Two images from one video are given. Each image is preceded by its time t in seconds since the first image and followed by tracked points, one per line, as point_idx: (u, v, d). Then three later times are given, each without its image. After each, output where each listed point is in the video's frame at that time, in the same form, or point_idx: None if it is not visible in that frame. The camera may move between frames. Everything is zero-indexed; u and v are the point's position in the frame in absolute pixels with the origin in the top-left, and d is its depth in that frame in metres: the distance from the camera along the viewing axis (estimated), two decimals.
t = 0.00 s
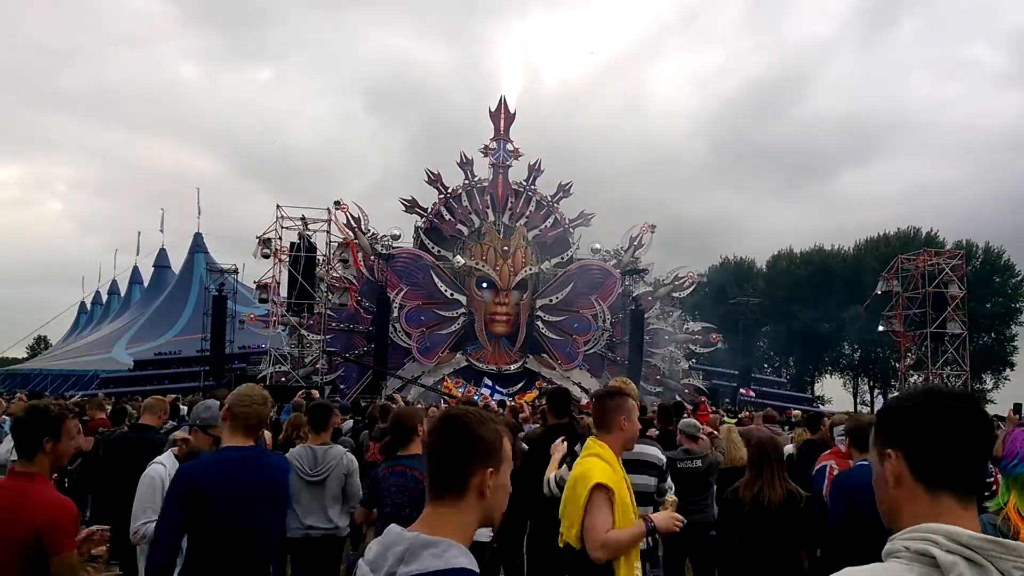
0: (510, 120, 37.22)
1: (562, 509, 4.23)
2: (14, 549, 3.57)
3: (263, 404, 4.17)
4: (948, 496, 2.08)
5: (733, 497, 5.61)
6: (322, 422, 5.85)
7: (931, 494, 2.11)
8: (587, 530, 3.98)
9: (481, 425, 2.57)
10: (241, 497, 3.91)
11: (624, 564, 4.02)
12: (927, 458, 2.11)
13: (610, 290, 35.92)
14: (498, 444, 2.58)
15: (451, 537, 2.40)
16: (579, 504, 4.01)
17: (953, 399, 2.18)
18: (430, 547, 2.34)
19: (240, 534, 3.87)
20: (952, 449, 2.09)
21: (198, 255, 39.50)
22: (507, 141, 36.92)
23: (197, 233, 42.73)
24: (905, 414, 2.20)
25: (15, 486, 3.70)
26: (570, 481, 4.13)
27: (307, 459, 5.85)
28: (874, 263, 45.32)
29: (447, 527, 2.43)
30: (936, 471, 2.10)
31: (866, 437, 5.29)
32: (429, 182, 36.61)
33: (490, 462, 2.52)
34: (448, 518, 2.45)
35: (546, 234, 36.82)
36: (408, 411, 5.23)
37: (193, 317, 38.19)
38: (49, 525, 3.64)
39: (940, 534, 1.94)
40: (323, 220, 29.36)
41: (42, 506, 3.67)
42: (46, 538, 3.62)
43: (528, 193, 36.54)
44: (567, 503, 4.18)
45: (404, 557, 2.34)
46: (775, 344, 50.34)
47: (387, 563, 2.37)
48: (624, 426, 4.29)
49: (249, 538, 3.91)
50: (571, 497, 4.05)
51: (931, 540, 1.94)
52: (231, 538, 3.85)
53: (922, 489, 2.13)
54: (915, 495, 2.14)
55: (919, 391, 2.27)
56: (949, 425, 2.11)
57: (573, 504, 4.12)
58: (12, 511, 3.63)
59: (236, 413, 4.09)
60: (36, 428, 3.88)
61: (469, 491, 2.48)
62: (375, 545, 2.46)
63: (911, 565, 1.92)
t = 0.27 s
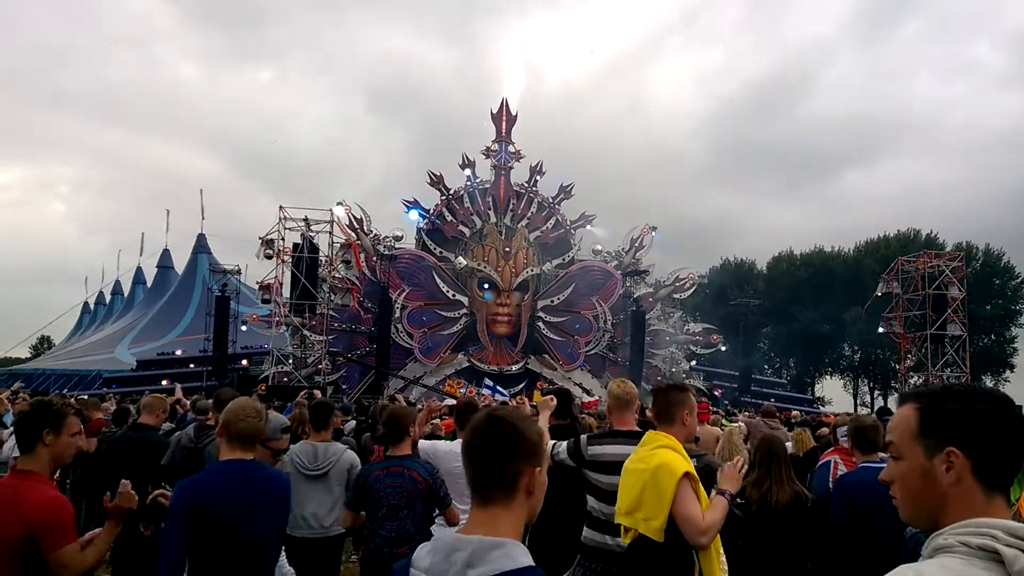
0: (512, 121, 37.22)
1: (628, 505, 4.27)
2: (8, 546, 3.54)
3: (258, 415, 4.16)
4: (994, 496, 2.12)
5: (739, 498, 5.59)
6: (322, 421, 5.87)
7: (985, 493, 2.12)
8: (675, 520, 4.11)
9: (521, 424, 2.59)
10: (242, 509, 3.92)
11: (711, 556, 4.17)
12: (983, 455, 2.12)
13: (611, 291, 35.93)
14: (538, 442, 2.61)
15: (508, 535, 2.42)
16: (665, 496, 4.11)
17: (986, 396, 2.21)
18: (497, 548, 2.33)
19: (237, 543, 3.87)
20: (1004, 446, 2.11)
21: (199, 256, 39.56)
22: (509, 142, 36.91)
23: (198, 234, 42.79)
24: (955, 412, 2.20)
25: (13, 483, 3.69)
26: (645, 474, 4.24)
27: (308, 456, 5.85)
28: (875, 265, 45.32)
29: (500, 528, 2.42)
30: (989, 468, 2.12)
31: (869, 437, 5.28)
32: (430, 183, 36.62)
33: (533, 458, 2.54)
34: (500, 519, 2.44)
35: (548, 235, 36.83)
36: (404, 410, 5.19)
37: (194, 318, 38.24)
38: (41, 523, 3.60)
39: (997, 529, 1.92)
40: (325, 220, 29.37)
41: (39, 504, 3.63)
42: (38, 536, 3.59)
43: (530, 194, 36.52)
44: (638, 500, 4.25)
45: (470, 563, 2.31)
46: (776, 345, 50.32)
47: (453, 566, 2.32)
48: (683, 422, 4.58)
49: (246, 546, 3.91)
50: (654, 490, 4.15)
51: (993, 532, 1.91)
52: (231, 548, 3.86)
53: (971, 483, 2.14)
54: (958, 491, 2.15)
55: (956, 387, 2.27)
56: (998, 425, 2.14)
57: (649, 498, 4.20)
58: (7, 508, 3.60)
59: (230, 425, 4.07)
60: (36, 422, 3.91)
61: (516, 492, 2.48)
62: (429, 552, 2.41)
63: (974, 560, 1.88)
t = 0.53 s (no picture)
0: (514, 120, 37.17)
1: (697, 518, 4.34)
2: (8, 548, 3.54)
3: (254, 398, 4.07)
4: None
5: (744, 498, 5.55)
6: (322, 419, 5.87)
7: (1014, 502, 2.10)
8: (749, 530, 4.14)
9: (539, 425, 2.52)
10: (239, 499, 3.87)
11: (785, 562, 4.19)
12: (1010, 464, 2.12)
13: (614, 291, 35.89)
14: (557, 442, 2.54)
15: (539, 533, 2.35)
16: (738, 508, 4.14)
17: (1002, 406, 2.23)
18: (544, 546, 2.25)
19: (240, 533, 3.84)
20: None
21: (202, 254, 39.63)
22: (511, 141, 36.86)
23: (201, 233, 42.86)
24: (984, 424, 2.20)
25: (12, 490, 3.67)
26: (712, 485, 4.28)
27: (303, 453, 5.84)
28: (879, 265, 45.24)
29: (529, 529, 2.33)
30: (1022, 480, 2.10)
31: (884, 439, 5.24)
32: (432, 182, 36.60)
33: (552, 459, 2.48)
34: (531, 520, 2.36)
35: (550, 235, 36.80)
36: (383, 409, 5.21)
37: (196, 317, 38.31)
38: (43, 525, 3.59)
39: None
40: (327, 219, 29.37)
41: (39, 506, 3.63)
42: (43, 538, 3.58)
43: (532, 193, 36.45)
44: (708, 510, 4.31)
45: (525, 562, 2.21)
46: (779, 346, 50.26)
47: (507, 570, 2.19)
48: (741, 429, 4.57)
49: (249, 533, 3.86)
50: (723, 502, 4.20)
51: None
52: (236, 544, 3.82)
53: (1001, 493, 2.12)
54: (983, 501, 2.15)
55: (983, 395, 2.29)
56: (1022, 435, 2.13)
57: (719, 508, 4.25)
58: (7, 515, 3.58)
59: (232, 417, 4.02)
60: (30, 428, 3.90)
61: (539, 492, 2.39)
62: (463, 553, 2.27)
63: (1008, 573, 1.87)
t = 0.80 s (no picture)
0: (522, 118, 37.16)
1: (763, 514, 4.35)
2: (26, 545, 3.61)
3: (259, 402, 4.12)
4: None
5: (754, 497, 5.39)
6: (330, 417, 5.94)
7: None
8: (816, 531, 4.15)
9: (533, 424, 2.54)
10: (244, 495, 3.89)
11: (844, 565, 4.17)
12: None
13: (620, 289, 35.87)
14: (550, 441, 2.56)
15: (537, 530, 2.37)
16: (805, 506, 4.16)
17: (1016, 404, 2.26)
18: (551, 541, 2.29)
19: (246, 524, 3.86)
20: None
21: (210, 252, 39.83)
22: (518, 139, 36.86)
23: (210, 230, 43.06)
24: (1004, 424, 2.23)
25: (27, 486, 3.73)
26: (780, 482, 4.29)
27: (311, 449, 5.89)
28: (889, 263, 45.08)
29: (530, 526, 2.37)
30: None
31: (905, 438, 5.15)
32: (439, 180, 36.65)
33: (547, 457, 2.50)
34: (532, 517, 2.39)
35: (557, 232, 36.80)
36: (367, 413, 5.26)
37: (205, 314, 38.50)
38: (57, 522, 3.64)
39: None
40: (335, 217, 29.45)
41: (53, 502, 3.67)
42: (58, 534, 3.63)
43: (539, 190, 36.43)
44: (774, 507, 4.32)
45: (537, 561, 2.24)
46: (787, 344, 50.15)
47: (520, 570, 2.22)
48: (810, 428, 4.54)
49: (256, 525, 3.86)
50: (791, 500, 4.21)
51: None
52: (245, 537, 3.83)
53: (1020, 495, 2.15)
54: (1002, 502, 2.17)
55: (1000, 393, 2.32)
56: None
57: (786, 506, 4.26)
58: (22, 512, 3.64)
59: (237, 421, 4.04)
60: (44, 425, 3.95)
61: (536, 490, 2.43)
62: (469, 555, 2.27)
63: None
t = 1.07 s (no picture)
0: (529, 113, 37.09)
1: (818, 508, 4.19)
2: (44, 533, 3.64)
3: (261, 403, 4.12)
4: None
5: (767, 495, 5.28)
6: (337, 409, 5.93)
7: None
8: (866, 529, 3.96)
9: (520, 414, 2.52)
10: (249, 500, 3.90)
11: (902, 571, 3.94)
12: None
13: (627, 285, 35.78)
14: (538, 432, 2.52)
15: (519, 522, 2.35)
16: (858, 505, 3.98)
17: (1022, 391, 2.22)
18: (529, 531, 2.27)
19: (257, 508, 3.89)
20: None
21: (218, 246, 39.97)
22: (526, 134, 36.80)
23: (218, 225, 43.19)
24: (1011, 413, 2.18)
25: (40, 474, 3.74)
26: (838, 480, 4.10)
27: (323, 445, 5.90)
28: (897, 260, 44.82)
29: (511, 518, 2.34)
30: None
31: (925, 435, 5.11)
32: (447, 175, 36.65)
33: (532, 449, 2.47)
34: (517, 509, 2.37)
35: (564, 228, 36.74)
36: (371, 408, 5.23)
37: (213, 308, 38.64)
38: (71, 509, 3.65)
39: None
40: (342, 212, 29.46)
41: (66, 490, 3.68)
42: (73, 522, 3.64)
43: (546, 186, 36.36)
44: (830, 503, 4.14)
45: (512, 549, 2.22)
46: (794, 341, 49.98)
47: (494, 562, 2.21)
48: (880, 430, 4.39)
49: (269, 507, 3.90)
50: (847, 497, 4.02)
51: None
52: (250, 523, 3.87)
53: None
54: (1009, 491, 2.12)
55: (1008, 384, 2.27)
56: None
57: (842, 503, 4.07)
58: (37, 499, 3.67)
59: (239, 419, 4.05)
60: (54, 415, 3.92)
61: (518, 481, 2.41)
62: (451, 550, 2.29)
63: (1020, 554, 1.83)
